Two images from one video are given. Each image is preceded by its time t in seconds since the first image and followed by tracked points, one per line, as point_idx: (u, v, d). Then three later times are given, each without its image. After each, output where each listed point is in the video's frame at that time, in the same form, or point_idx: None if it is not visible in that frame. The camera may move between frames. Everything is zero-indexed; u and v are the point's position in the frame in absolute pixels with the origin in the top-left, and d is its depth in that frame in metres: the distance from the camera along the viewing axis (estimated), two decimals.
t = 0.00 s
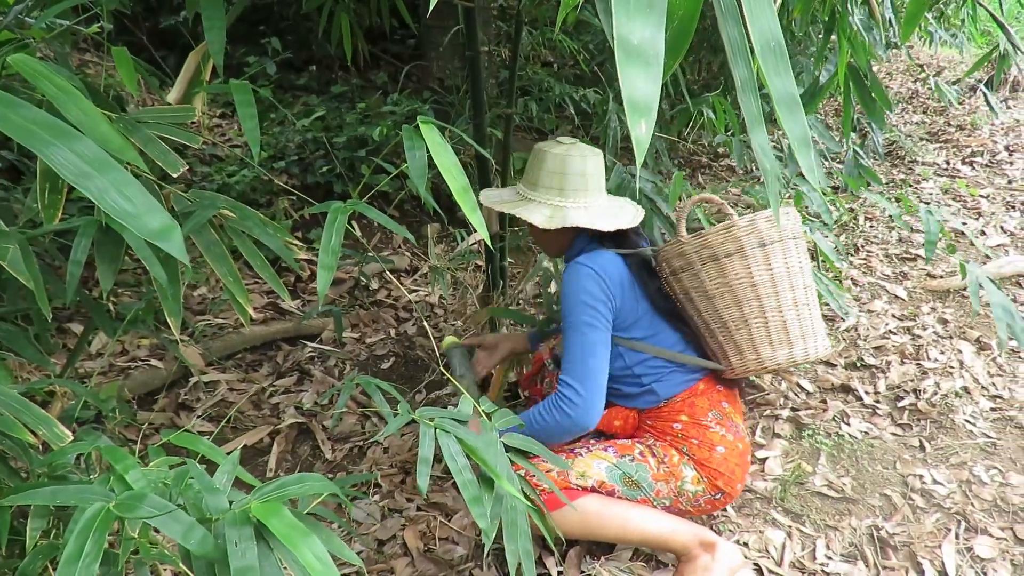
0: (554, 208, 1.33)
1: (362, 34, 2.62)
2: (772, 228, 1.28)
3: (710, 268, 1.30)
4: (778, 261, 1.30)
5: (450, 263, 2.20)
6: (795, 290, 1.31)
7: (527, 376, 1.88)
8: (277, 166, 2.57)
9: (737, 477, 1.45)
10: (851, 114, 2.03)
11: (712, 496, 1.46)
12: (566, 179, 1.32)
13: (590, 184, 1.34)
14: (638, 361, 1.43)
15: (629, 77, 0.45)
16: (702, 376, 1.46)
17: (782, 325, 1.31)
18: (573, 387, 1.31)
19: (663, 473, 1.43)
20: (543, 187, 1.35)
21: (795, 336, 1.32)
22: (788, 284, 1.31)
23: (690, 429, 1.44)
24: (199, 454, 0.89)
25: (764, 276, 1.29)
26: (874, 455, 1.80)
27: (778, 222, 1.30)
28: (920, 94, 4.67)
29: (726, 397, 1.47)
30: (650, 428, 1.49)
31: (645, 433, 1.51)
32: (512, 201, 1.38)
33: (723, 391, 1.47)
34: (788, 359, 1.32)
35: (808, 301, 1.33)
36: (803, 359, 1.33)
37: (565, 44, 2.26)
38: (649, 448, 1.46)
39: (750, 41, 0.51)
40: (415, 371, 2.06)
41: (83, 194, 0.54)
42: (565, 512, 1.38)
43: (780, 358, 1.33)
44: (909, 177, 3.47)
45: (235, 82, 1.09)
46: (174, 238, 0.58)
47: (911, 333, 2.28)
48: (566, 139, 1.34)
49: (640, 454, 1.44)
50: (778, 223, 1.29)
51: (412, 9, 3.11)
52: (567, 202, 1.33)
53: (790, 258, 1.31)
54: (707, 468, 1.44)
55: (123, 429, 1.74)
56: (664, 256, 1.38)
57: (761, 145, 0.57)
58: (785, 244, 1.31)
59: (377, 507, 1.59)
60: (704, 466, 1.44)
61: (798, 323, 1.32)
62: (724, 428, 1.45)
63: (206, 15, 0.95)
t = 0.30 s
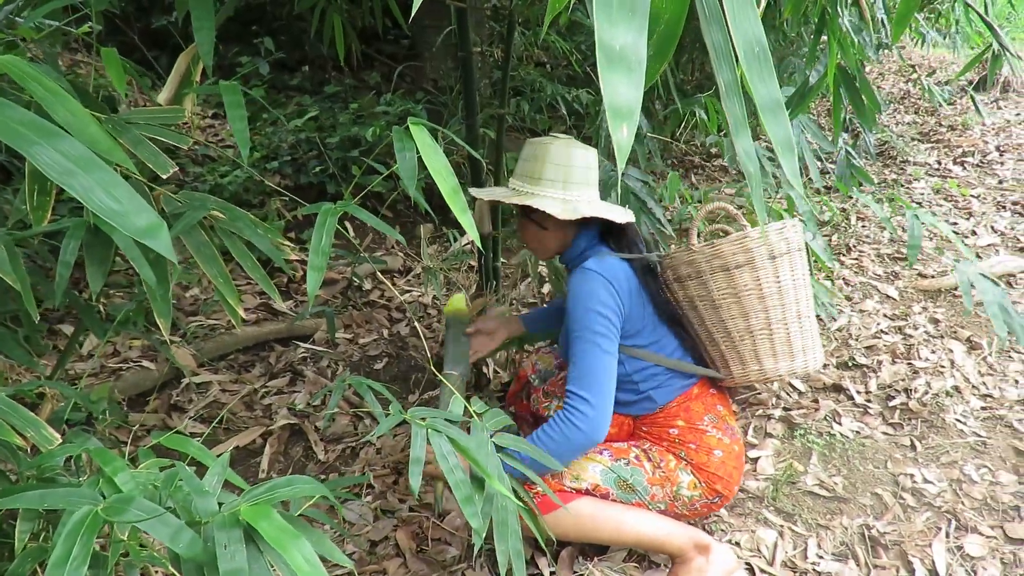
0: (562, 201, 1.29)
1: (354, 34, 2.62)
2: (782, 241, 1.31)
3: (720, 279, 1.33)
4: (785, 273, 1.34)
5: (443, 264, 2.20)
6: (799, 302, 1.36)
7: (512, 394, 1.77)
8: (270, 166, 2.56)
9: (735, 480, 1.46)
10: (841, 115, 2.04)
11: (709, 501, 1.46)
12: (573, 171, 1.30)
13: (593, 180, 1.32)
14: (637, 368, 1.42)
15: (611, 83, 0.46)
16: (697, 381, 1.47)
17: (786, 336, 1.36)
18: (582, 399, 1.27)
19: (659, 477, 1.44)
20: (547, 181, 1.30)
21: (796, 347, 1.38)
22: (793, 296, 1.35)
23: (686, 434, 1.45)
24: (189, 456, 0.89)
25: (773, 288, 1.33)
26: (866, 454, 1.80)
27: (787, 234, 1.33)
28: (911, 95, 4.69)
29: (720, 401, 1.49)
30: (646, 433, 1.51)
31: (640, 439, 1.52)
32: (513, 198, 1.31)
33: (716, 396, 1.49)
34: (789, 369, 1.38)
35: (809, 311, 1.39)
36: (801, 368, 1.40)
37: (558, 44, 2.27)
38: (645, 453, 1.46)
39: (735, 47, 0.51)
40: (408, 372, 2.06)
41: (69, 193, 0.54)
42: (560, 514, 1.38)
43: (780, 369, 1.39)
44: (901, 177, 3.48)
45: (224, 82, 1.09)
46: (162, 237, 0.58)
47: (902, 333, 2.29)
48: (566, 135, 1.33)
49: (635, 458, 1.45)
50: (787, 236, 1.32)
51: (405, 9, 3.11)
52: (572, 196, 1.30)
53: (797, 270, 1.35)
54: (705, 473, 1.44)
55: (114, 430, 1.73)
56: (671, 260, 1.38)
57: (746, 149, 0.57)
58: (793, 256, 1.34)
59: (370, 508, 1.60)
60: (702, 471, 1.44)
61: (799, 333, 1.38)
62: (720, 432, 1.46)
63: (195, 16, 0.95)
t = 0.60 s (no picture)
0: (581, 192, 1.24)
1: (346, 30, 2.61)
2: (790, 253, 1.32)
3: (730, 292, 1.32)
4: (790, 284, 1.35)
5: (435, 260, 2.20)
6: (799, 311, 1.39)
7: (499, 398, 1.74)
8: (262, 163, 2.56)
9: (727, 476, 1.47)
10: (833, 111, 2.05)
11: (701, 497, 1.47)
12: (591, 161, 1.25)
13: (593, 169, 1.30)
14: (636, 371, 1.42)
15: (595, 67, 0.46)
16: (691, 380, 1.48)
17: (786, 345, 1.39)
18: (589, 417, 1.25)
19: (649, 474, 1.44)
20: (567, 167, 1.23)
21: (793, 355, 1.41)
22: (794, 306, 1.37)
23: (679, 431, 1.45)
24: (179, 451, 0.89)
25: (780, 300, 1.34)
26: (857, 448, 1.81)
27: (795, 246, 1.34)
28: (903, 92, 4.70)
29: (711, 397, 1.50)
30: (639, 431, 1.49)
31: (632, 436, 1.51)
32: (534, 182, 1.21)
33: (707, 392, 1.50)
34: (786, 377, 1.42)
35: (806, 321, 1.42)
36: (796, 375, 1.43)
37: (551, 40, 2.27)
38: (636, 450, 1.46)
39: (717, 34, 0.51)
40: (400, 368, 2.06)
41: (54, 184, 0.53)
42: (549, 509, 1.39)
43: (778, 377, 1.42)
44: (893, 173, 3.49)
45: (213, 76, 1.09)
46: (148, 229, 0.58)
47: (893, 328, 2.30)
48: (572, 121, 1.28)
49: (626, 455, 1.44)
50: (796, 248, 1.33)
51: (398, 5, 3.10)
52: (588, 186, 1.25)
53: (800, 280, 1.37)
54: (698, 470, 1.45)
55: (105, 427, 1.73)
56: (678, 269, 1.34)
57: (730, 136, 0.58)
58: (798, 267, 1.36)
59: (362, 504, 1.59)
60: (695, 468, 1.45)
61: (796, 341, 1.40)
62: (713, 428, 1.47)
63: (183, 8, 0.94)
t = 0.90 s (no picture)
0: (551, 205, 1.20)
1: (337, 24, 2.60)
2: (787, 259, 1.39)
3: (735, 294, 1.36)
4: (787, 287, 1.41)
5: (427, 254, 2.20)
6: (793, 314, 1.44)
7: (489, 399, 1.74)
8: (253, 157, 2.55)
9: (719, 471, 1.47)
10: (824, 106, 2.05)
11: (692, 491, 1.47)
12: (565, 171, 1.20)
13: (585, 176, 1.24)
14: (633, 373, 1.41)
15: (576, 59, 0.46)
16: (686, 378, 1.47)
17: (784, 347, 1.44)
18: (617, 428, 1.25)
19: (640, 470, 1.44)
20: (536, 180, 1.20)
21: (789, 357, 1.46)
22: (790, 309, 1.43)
23: (672, 427, 1.45)
24: (169, 446, 0.88)
25: (779, 301, 1.39)
26: (847, 441, 1.82)
27: (792, 250, 1.41)
28: (895, 87, 4.72)
29: (704, 393, 1.49)
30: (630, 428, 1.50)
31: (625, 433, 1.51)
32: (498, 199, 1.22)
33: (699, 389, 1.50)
34: (783, 378, 1.46)
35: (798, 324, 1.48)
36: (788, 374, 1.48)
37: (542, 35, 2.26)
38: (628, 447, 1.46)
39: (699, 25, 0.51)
40: (393, 363, 2.05)
41: (40, 178, 0.53)
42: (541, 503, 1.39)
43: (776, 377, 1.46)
44: (884, 168, 3.50)
45: (200, 67, 1.08)
46: (136, 223, 0.58)
47: (884, 321, 2.32)
48: (559, 125, 1.21)
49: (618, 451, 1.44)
50: (793, 252, 1.40)
51: None
52: (562, 198, 1.21)
53: (795, 284, 1.44)
54: (689, 465, 1.45)
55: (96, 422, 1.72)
56: (682, 273, 1.37)
57: (713, 128, 0.58)
58: (794, 271, 1.42)
59: (354, 498, 1.59)
60: (687, 464, 1.45)
61: (791, 343, 1.46)
62: (705, 424, 1.46)
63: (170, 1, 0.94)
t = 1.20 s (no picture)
0: (528, 209, 1.20)
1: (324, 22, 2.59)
2: (772, 266, 1.34)
3: (716, 305, 1.33)
4: (772, 293, 1.37)
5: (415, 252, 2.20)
6: (781, 319, 1.40)
7: (479, 397, 1.75)
8: (240, 155, 2.54)
9: (711, 468, 1.49)
10: (809, 103, 2.06)
11: (684, 489, 1.49)
12: (537, 174, 1.20)
13: (555, 177, 1.23)
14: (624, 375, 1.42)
15: (549, 57, 0.46)
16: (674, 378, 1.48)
17: (770, 351, 1.41)
18: (620, 424, 1.24)
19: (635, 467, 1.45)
20: (510, 186, 1.21)
21: (777, 360, 1.43)
22: (777, 314, 1.39)
23: (665, 426, 1.46)
24: (153, 444, 0.88)
25: (763, 309, 1.35)
26: (833, 435, 1.84)
27: (778, 255, 1.35)
28: (882, 84, 4.74)
29: (696, 393, 1.51)
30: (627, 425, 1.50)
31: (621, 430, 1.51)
32: (475, 209, 1.22)
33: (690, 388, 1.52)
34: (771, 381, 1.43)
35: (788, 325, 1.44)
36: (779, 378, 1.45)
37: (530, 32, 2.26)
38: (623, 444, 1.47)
39: (673, 23, 0.52)
40: (381, 361, 2.05)
41: (17, 174, 0.53)
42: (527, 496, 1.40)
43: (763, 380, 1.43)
44: (871, 164, 3.53)
45: (179, 59, 1.08)
46: (112, 219, 0.59)
47: (870, 317, 2.33)
48: (526, 131, 1.21)
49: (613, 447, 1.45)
50: (778, 257, 1.35)
51: None
52: (539, 201, 1.21)
53: (782, 288, 1.39)
54: (682, 463, 1.46)
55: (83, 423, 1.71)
56: (661, 284, 1.35)
57: (688, 125, 0.58)
58: (780, 275, 1.37)
59: (342, 497, 1.59)
60: (680, 461, 1.46)
61: (780, 347, 1.42)
62: (697, 422, 1.48)
63: None
